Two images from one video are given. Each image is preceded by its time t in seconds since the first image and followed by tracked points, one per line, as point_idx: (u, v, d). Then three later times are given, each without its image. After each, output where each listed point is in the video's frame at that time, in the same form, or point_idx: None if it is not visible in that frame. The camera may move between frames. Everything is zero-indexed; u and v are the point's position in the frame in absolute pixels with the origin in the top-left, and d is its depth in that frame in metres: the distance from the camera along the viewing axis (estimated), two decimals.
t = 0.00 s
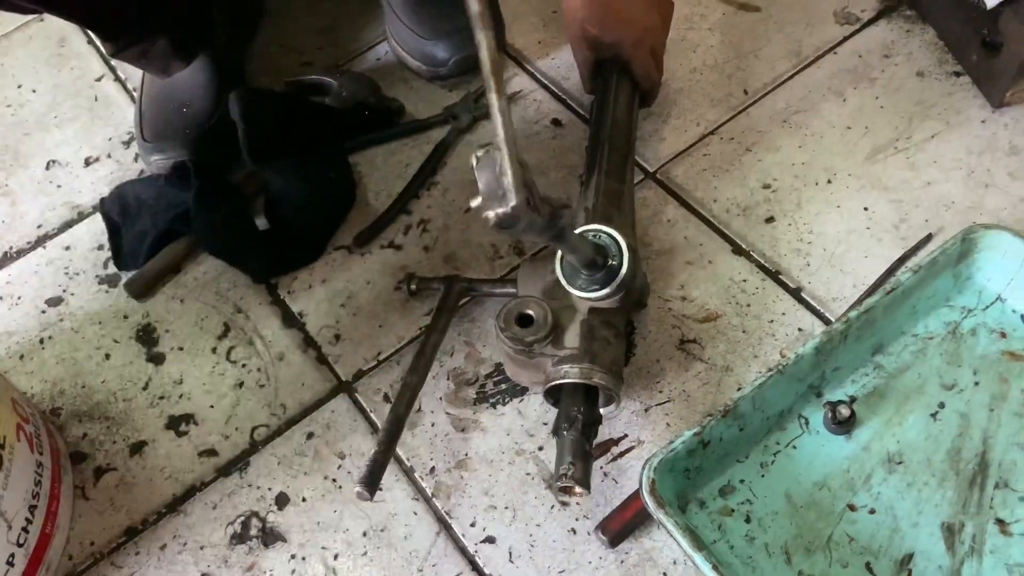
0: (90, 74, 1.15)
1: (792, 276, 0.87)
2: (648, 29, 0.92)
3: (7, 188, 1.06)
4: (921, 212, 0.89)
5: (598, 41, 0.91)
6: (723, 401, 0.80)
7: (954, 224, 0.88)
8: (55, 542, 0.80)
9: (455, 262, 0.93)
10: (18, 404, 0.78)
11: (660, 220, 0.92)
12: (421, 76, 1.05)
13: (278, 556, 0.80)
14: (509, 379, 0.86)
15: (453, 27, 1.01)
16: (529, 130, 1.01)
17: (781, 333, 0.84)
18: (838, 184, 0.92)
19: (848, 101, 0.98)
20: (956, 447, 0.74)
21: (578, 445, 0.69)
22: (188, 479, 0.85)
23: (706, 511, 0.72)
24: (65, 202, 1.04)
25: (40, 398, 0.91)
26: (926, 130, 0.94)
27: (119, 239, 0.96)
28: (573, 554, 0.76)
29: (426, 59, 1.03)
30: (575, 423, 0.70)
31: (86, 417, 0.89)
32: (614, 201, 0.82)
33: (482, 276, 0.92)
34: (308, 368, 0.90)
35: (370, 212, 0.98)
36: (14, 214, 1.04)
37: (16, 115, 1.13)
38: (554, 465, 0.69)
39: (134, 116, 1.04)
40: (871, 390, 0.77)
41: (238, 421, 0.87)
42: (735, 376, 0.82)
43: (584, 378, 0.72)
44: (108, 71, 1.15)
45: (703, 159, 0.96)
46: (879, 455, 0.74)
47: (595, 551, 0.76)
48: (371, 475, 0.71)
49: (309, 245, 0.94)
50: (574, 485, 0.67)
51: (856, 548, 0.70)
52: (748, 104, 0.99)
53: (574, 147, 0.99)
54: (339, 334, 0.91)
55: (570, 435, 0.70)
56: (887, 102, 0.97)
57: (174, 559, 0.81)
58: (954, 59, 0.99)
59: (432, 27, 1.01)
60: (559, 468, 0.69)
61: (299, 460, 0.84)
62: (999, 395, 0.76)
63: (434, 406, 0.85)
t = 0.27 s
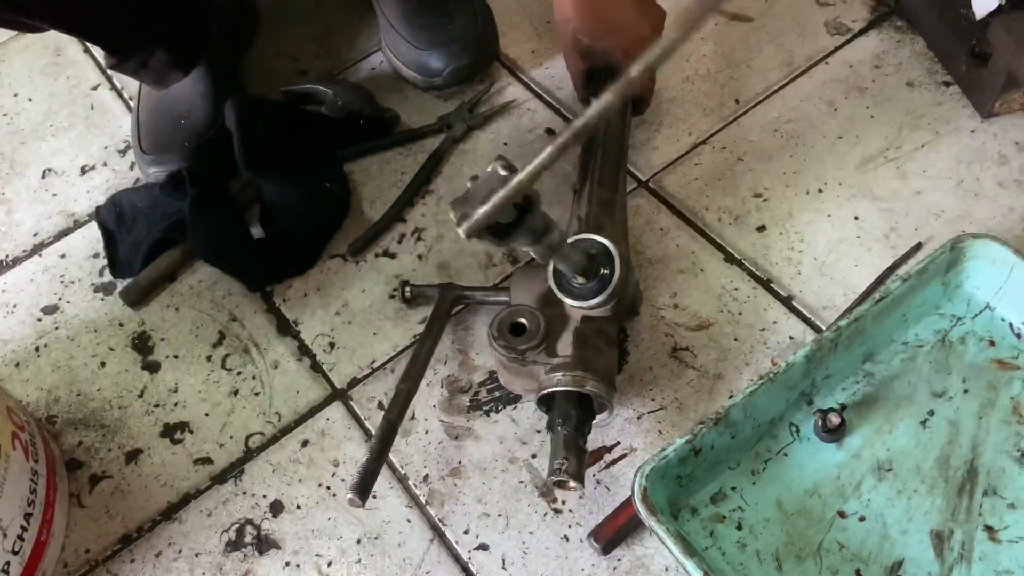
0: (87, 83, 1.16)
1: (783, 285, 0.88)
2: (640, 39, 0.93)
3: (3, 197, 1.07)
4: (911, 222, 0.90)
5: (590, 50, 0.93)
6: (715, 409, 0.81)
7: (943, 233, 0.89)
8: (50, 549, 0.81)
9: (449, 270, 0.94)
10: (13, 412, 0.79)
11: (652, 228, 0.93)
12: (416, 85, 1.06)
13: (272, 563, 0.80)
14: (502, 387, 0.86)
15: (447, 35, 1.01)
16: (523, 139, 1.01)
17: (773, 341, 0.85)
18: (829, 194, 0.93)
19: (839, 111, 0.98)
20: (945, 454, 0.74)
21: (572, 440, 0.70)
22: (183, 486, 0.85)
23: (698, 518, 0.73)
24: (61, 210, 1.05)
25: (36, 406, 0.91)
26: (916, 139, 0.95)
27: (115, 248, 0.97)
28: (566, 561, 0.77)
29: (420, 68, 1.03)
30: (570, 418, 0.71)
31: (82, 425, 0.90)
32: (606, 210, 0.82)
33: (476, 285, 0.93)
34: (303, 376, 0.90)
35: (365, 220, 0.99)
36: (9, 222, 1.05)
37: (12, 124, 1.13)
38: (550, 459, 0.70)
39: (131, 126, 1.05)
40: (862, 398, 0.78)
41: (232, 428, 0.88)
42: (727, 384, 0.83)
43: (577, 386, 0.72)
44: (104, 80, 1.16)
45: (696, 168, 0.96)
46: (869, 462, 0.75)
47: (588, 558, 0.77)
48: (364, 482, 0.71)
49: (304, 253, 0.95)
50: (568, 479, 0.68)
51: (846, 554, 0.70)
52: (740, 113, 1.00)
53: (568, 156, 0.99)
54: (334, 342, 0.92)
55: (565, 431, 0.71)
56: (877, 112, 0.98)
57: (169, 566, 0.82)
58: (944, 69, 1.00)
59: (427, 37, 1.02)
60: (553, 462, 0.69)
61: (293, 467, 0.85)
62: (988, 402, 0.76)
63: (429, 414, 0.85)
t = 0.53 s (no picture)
0: (93, 92, 1.17)
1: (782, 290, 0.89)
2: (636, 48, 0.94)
3: (11, 205, 1.08)
4: (908, 227, 0.91)
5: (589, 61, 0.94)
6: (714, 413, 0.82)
7: (939, 239, 0.90)
8: (59, 553, 0.82)
9: (452, 276, 0.95)
10: (22, 418, 0.80)
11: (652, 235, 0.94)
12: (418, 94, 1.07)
13: (278, 566, 0.81)
14: (503, 392, 0.87)
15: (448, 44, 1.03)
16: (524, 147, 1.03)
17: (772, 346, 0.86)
18: (826, 200, 0.94)
19: (837, 118, 1.00)
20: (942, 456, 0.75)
21: (574, 430, 0.73)
22: (189, 491, 0.86)
23: (697, 520, 0.74)
24: (68, 218, 1.06)
25: (44, 412, 0.92)
26: (913, 146, 0.96)
27: (121, 256, 0.99)
28: (568, 564, 0.78)
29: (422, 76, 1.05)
30: (572, 408, 0.74)
31: (89, 430, 0.91)
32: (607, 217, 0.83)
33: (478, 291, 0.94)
34: (307, 381, 0.91)
35: (368, 227, 1.00)
36: (17, 230, 1.06)
37: (20, 132, 1.15)
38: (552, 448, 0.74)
39: (138, 135, 1.06)
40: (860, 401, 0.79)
41: (238, 433, 0.89)
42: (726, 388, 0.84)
43: (577, 392, 0.73)
44: (110, 90, 1.17)
45: (695, 175, 0.98)
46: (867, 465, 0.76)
47: (589, 560, 0.78)
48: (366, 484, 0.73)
49: (308, 260, 0.96)
50: (571, 466, 0.72)
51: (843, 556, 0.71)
52: (738, 121, 1.01)
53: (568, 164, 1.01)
54: (338, 348, 0.93)
55: (567, 420, 0.74)
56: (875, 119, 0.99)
57: (176, 569, 0.83)
58: (940, 77, 1.01)
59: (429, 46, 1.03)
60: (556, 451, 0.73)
61: (298, 471, 0.86)
62: (984, 405, 0.77)
63: (431, 418, 0.86)
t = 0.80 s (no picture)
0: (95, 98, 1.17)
1: (784, 295, 0.88)
2: (642, 52, 0.94)
3: (14, 211, 1.08)
4: (911, 232, 0.90)
5: (593, 64, 0.94)
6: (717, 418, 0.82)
7: (943, 243, 0.89)
8: (60, 559, 0.81)
9: (454, 282, 0.95)
10: (23, 424, 0.80)
11: (654, 239, 0.94)
12: (421, 99, 1.07)
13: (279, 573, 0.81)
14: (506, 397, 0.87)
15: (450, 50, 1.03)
16: (526, 151, 1.03)
17: (774, 351, 0.85)
18: (829, 204, 0.93)
19: (840, 122, 0.99)
20: (946, 462, 0.75)
21: (578, 433, 0.73)
22: (190, 497, 0.86)
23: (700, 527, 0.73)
24: (70, 224, 1.06)
25: (45, 418, 0.92)
26: (916, 150, 0.96)
27: (123, 261, 0.98)
28: (570, 570, 0.77)
29: (423, 82, 1.05)
30: (576, 410, 0.74)
31: (90, 436, 0.91)
32: (610, 222, 0.83)
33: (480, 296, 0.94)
34: (309, 387, 0.91)
35: (370, 233, 1.00)
36: (19, 236, 1.06)
37: (23, 138, 1.15)
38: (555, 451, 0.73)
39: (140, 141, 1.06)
40: (863, 407, 0.78)
41: (239, 439, 0.89)
42: (728, 394, 0.83)
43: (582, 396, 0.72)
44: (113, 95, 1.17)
45: (698, 179, 0.97)
46: (870, 471, 0.75)
47: (591, 567, 0.77)
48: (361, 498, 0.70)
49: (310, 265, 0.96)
50: (574, 469, 0.71)
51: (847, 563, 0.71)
52: (741, 125, 1.01)
53: (570, 169, 1.00)
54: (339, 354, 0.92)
55: (571, 421, 0.74)
56: (877, 123, 0.99)
57: None
58: (943, 81, 1.00)
59: (432, 52, 1.03)
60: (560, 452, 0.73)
61: (299, 477, 0.86)
62: (989, 411, 0.77)
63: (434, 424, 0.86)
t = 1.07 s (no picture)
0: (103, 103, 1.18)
1: (790, 299, 0.88)
2: (651, 59, 0.95)
3: (21, 215, 1.09)
4: (918, 236, 0.90)
5: (600, 69, 0.94)
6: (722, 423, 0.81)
7: (950, 248, 0.89)
8: (66, 563, 0.82)
9: (459, 286, 0.95)
10: (30, 428, 0.80)
11: (659, 244, 0.93)
12: (426, 104, 1.08)
13: None
14: (511, 402, 0.87)
15: (455, 54, 1.04)
16: (531, 156, 1.03)
17: (780, 355, 0.85)
18: (835, 209, 0.93)
19: (845, 127, 0.99)
20: (953, 468, 0.75)
21: (585, 438, 0.72)
22: (196, 501, 0.86)
23: (706, 532, 0.73)
24: (77, 229, 1.07)
25: (51, 422, 0.92)
26: (922, 154, 0.96)
27: (128, 265, 0.99)
28: None
29: (428, 86, 1.05)
30: (583, 414, 0.74)
31: (96, 440, 0.91)
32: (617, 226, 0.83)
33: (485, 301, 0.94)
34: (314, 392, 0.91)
35: (375, 238, 1.00)
36: (26, 240, 1.06)
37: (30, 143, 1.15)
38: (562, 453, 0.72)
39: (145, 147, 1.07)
40: (869, 412, 0.78)
41: (245, 444, 0.89)
42: (734, 399, 0.83)
43: (588, 401, 0.72)
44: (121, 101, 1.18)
45: (703, 184, 0.97)
46: (877, 476, 0.75)
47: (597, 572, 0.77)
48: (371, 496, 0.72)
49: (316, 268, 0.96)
50: (582, 474, 0.71)
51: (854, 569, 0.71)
52: (746, 129, 1.01)
53: (575, 173, 1.00)
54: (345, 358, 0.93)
55: (578, 426, 0.73)
56: (883, 127, 0.99)
57: None
58: (949, 85, 1.00)
59: (437, 56, 1.04)
60: (567, 457, 0.72)
61: (304, 482, 0.86)
62: (996, 416, 0.77)
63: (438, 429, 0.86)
